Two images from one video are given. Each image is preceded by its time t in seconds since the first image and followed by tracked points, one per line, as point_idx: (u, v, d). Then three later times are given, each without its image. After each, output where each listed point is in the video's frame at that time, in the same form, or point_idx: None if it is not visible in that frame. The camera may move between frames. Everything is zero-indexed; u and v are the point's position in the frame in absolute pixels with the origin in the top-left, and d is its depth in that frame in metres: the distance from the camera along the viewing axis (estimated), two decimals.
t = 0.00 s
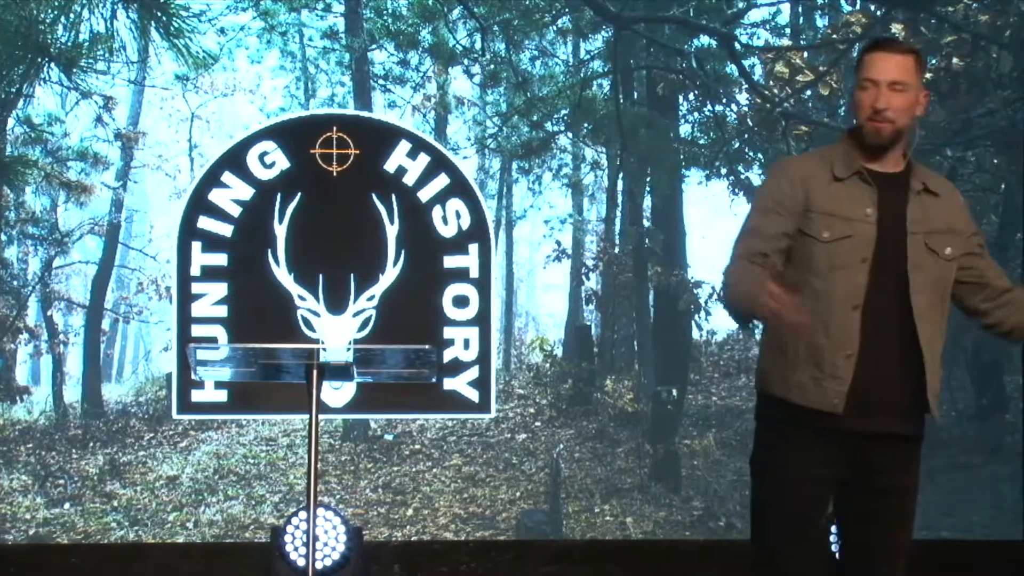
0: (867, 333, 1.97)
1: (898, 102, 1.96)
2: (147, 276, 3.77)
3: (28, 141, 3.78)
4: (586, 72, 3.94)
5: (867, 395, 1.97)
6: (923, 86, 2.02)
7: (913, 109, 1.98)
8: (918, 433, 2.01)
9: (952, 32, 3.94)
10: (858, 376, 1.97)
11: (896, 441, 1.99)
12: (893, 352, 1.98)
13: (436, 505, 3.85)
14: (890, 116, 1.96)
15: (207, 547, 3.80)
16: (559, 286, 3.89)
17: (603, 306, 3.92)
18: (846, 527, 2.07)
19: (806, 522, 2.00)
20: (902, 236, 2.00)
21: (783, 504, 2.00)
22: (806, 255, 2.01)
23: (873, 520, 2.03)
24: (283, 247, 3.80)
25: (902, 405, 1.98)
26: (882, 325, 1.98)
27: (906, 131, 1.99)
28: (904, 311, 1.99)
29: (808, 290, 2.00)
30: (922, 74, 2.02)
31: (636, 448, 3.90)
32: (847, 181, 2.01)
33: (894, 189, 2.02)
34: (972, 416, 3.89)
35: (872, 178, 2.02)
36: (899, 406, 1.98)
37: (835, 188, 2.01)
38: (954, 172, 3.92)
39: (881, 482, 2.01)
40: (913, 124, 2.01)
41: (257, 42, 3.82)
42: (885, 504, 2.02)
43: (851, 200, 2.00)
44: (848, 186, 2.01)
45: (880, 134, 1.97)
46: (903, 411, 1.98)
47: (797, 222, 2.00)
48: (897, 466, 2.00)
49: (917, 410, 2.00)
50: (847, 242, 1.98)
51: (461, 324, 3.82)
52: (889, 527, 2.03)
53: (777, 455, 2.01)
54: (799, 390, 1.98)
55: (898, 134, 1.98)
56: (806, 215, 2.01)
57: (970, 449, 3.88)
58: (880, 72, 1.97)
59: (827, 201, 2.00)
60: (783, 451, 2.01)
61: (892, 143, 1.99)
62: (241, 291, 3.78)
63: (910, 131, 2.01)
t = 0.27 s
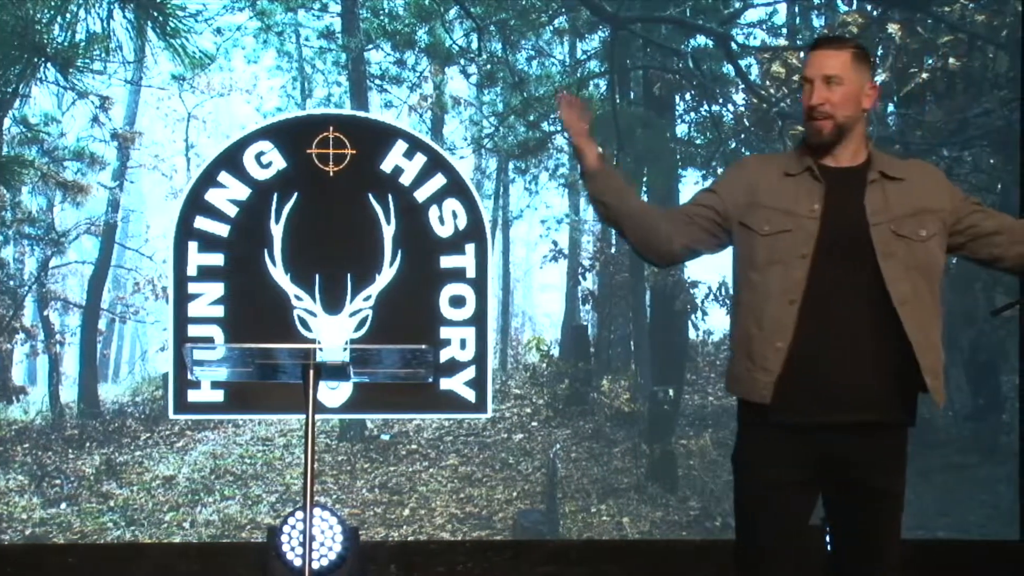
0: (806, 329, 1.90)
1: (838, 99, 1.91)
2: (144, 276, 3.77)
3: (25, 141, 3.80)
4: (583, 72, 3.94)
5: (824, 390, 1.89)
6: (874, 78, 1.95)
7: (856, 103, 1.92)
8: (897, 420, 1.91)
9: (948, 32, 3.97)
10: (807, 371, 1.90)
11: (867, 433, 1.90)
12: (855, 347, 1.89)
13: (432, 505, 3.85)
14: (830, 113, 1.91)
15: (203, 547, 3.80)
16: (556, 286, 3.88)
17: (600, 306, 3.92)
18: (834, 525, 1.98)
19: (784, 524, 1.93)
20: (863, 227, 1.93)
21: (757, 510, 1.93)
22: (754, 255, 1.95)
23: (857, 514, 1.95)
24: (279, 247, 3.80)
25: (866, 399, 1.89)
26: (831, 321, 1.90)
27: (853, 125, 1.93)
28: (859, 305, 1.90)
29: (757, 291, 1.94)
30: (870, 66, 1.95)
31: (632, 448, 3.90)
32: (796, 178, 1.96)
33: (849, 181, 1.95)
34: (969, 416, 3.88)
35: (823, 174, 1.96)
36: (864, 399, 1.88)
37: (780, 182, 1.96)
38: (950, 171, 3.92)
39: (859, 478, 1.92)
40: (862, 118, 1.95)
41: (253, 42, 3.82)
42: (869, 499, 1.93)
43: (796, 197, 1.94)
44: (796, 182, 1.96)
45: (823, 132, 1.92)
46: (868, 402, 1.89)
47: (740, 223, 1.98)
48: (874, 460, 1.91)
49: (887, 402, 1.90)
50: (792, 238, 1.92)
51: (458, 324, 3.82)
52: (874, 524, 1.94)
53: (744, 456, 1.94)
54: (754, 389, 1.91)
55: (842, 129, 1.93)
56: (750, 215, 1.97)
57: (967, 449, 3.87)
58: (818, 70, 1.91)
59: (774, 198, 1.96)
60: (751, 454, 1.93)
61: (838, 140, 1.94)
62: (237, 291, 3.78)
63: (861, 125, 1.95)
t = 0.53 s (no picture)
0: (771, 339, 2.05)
1: (771, 100, 2.07)
2: (142, 276, 3.77)
3: (23, 141, 3.79)
4: (580, 72, 3.93)
5: (789, 399, 2.04)
6: (816, 79, 2.11)
7: (791, 104, 2.08)
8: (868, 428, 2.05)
9: (946, 33, 3.94)
10: (774, 382, 2.04)
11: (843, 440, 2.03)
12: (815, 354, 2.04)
13: (431, 505, 3.85)
14: (766, 115, 2.08)
15: (202, 547, 3.81)
16: (554, 286, 3.89)
17: (598, 306, 3.91)
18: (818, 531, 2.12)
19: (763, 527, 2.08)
20: (805, 235, 2.09)
21: (735, 515, 2.09)
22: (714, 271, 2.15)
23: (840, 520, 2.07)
24: (277, 247, 3.80)
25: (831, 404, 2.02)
26: (784, 325, 2.06)
27: (791, 125, 2.09)
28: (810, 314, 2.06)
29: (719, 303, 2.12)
30: (812, 69, 2.11)
31: (631, 448, 3.90)
32: (744, 193, 2.13)
33: (793, 188, 2.11)
34: (966, 416, 3.88)
35: (769, 184, 2.12)
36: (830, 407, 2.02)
37: (733, 200, 2.14)
38: (949, 172, 3.88)
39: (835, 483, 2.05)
40: (804, 117, 2.09)
41: (251, 42, 3.83)
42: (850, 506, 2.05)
43: (746, 211, 2.11)
44: (744, 198, 2.13)
45: (761, 133, 2.09)
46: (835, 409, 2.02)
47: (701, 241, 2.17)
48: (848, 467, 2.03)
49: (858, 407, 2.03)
50: (742, 251, 2.10)
51: (456, 324, 3.83)
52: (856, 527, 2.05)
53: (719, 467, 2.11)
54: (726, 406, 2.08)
55: (779, 130, 2.09)
56: (708, 233, 2.16)
57: (963, 448, 3.90)
58: (755, 74, 2.09)
59: (723, 213, 2.14)
60: (727, 464, 2.09)
61: (778, 139, 2.10)
62: (235, 292, 3.79)
63: (804, 125, 2.10)
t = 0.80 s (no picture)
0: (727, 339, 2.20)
1: (729, 101, 2.19)
2: (141, 276, 3.77)
3: (22, 141, 3.79)
4: (580, 72, 3.93)
5: (760, 399, 2.17)
6: (776, 78, 2.22)
7: (750, 104, 2.19)
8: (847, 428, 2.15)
9: (946, 33, 3.92)
10: (745, 381, 2.18)
11: (818, 439, 2.14)
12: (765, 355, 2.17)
13: (430, 505, 3.85)
14: (726, 117, 2.19)
15: (201, 547, 3.81)
16: (553, 286, 3.88)
17: (597, 306, 3.91)
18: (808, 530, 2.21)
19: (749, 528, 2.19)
20: (761, 235, 2.22)
21: (726, 517, 2.20)
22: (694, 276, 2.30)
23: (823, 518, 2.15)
24: (277, 247, 3.80)
25: (802, 400, 2.13)
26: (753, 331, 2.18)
27: (750, 125, 2.20)
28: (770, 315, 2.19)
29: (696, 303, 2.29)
30: (772, 69, 2.21)
31: (630, 448, 3.90)
32: (711, 196, 2.26)
33: (753, 188, 2.23)
34: (966, 416, 3.88)
35: (732, 185, 2.24)
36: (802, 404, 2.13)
37: (703, 204, 2.27)
38: (948, 171, 3.90)
39: (816, 482, 2.14)
40: (764, 116, 2.20)
41: (251, 42, 3.83)
42: (833, 503, 2.13)
43: (713, 214, 2.25)
44: (711, 201, 2.26)
45: (721, 132, 2.21)
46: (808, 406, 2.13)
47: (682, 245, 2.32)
48: (824, 462, 2.13)
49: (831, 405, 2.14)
50: (713, 254, 2.25)
51: (455, 324, 3.83)
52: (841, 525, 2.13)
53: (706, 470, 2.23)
54: (708, 410, 2.21)
55: (739, 130, 2.20)
56: (684, 237, 2.31)
57: (963, 448, 3.89)
58: (714, 76, 2.21)
59: (694, 216, 2.28)
60: (713, 464, 2.21)
61: (739, 138, 2.21)
62: (235, 291, 3.79)
63: (764, 123, 2.20)
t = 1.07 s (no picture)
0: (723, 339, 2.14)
1: (729, 101, 2.13)
2: (141, 276, 3.77)
3: (22, 141, 3.79)
4: (580, 72, 3.93)
5: (760, 399, 2.11)
6: (778, 78, 2.15)
7: (750, 104, 2.12)
8: (848, 428, 2.10)
9: (946, 33, 3.92)
10: (745, 380, 2.12)
11: (820, 439, 2.08)
12: (764, 354, 2.12)
13: (430, 505, 3.85)
14: (726, 117, 2.13)
15: (201, 547, 3.80)
16: (553, 286, 3.88)
17: (597, 306, 3.91)
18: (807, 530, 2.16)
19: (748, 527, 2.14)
20: (764, 235, 2.15)
21: (724, 518, 2.15)
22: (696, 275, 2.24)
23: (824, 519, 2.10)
24: (276, 247, 3.80)
25: (803, 400, 2.08)
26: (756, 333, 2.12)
27: (751, 125, 2.13)
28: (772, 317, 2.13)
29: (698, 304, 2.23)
30: (774, 68, 2.15)
31: (630, 448, 3.90)
32: (714, 195, 2.19)
33: (756, 187, 2.16)
34: (965, 416, 3.88)
35: (736, 184, 2.17)
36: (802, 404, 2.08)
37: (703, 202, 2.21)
38: (948, 171, 3.89)
39: (816, 482, 2.09)
40: (765, 116, 2.13)
41: (250, 42, 3.83)
42: (834, 504, 2.08)
43: (715, 214, 2.18)
44: (713, 201, 2.19)
45: (721, 132, 2.15)
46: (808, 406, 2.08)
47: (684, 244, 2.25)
48: (825, 463, 2.08)
49: (833, 405, 2.09)
50: (715, 253, 2.18)
51: (455, 324, 3.83)
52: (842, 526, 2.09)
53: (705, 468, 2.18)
54: (707, 409, 2.15)
55: (739, 130, 2.13)
56: (685, 236, 2.24)
57: (962, 448, 3.89)
58: (715, 75, 2.15)
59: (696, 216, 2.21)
60: (712, 464, 2.16)
61: (739, 138, 2.15)
62: (234, 291, 3.79)
63: (766, 124, 2.14)
